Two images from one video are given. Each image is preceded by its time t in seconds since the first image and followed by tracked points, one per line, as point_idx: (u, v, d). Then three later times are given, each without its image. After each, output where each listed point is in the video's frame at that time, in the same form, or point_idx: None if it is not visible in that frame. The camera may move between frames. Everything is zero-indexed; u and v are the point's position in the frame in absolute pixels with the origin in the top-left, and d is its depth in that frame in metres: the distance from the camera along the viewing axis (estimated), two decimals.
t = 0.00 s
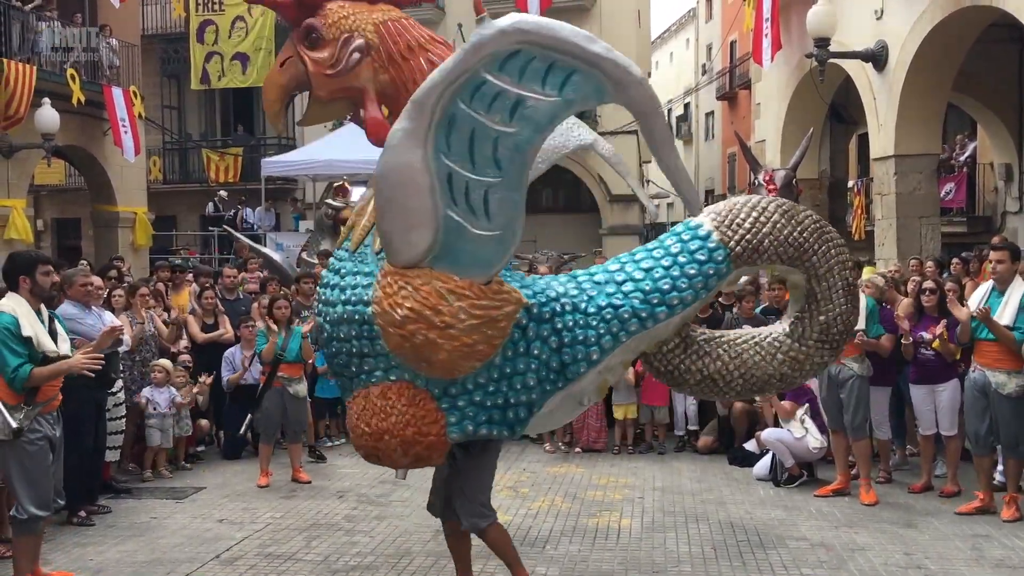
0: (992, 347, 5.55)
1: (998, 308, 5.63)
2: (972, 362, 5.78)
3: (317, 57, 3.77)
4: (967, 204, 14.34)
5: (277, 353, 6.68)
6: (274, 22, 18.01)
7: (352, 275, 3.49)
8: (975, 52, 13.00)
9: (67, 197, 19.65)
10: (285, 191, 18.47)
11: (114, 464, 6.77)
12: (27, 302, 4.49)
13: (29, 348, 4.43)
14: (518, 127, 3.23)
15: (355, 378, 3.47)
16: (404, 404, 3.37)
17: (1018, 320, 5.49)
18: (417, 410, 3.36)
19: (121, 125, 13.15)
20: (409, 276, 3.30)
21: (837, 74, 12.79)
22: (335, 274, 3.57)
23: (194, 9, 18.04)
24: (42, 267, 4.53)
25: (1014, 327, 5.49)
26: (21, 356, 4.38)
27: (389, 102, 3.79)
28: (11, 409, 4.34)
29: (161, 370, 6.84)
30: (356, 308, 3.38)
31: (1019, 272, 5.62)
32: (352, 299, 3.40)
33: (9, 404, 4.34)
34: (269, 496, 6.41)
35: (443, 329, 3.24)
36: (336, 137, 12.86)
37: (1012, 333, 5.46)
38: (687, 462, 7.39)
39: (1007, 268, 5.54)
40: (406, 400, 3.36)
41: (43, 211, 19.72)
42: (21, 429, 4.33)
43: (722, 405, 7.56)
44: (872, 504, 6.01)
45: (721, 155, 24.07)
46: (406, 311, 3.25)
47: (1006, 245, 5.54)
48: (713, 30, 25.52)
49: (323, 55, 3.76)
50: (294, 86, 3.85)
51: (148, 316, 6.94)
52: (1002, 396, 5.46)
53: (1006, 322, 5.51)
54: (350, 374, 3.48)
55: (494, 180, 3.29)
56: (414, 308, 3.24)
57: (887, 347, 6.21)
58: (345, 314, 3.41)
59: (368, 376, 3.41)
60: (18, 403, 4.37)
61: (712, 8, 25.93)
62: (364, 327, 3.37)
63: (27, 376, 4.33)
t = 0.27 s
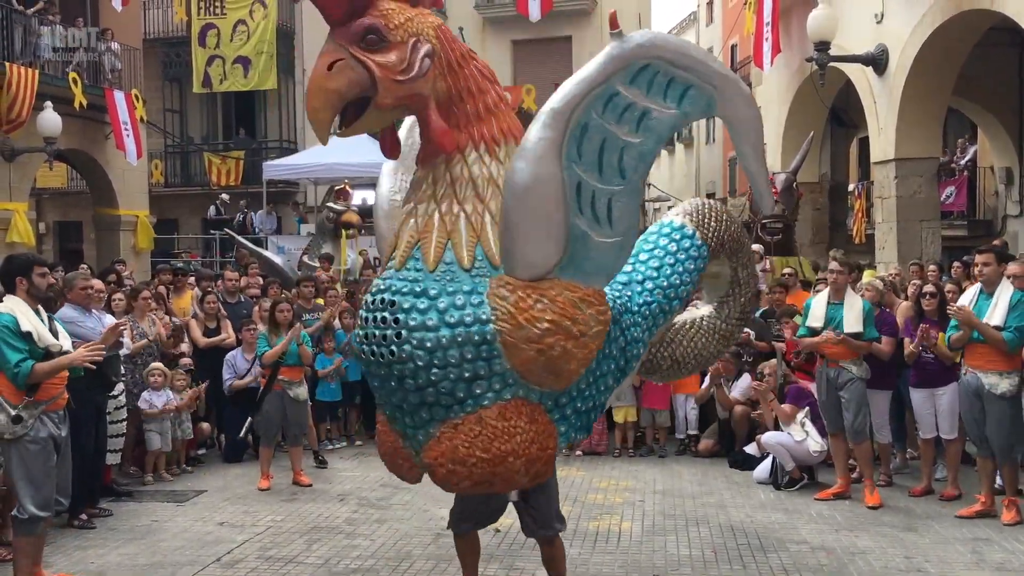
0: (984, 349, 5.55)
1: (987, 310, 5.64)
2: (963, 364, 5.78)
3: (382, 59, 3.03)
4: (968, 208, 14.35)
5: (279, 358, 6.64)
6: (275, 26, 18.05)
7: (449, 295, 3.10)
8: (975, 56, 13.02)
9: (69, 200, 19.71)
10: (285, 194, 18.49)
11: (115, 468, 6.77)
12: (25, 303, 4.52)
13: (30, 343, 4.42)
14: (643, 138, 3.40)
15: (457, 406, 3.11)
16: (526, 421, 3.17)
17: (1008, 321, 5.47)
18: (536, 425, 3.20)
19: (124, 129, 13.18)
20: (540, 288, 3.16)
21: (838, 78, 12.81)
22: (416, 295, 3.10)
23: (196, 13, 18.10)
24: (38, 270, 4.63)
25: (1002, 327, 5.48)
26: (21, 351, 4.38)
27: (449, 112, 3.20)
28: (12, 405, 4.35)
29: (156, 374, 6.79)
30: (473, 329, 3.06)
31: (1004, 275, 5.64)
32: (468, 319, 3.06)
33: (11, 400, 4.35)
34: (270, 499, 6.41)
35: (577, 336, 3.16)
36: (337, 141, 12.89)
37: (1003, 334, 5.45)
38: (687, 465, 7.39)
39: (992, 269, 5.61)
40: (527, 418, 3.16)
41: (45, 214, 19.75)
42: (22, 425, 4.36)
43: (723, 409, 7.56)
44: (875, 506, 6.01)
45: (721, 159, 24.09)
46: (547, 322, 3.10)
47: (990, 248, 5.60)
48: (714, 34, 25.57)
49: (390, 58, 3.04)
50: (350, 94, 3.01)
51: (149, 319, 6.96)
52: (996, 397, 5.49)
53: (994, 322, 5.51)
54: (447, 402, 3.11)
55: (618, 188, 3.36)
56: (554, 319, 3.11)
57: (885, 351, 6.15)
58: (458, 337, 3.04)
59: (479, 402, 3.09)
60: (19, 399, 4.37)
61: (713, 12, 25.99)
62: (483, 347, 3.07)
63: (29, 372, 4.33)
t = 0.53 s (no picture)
0: (979, 353, 5.56)
1: (979, 315, 5.65)
2: (959, 369, 5.78)
3: (500, 44, 3.17)
4: (968, 212, 14.36)
5: (278, 362, 6.65)
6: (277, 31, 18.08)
7: (557, 290, 3.34)
8: (975, 61, 13.03)
9: (70, 205, 19.72)
10: (286, 198, 18.51)
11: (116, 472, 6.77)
12: (22, 308, 4.51)
13: (30, 347, 4.43)
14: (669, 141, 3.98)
15: (557, 399, 3.35)
16: (601, 408, 3.48)
17: (1002, 323, 5.51)
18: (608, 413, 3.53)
19: (125, 133, 13.19)
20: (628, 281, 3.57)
21: (838, 83, 12.82)
22: (525, 289, 3.29)
23: (197, 17, 18.13)
24: (34, 275, 4.56)
25: (996, 331, 5.50)
26: (22, 355, 4.39)
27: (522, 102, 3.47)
28: (12, 410, 4.36)
29: (151, 379, 6.74)
30: (581, 319, 3.36)
31: (995, 280, 5.67)
32: (576, 310, 3.35)
33: (10, 404, 4.35)
34: (271, 504, 6.41)
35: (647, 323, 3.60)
36: (338, 146, 12.89)
37: (997, 337, 5.47)
38: (688, 470, 7.39)
39: (985, 275, 5.60)
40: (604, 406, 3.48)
41: (46, 219, 19.76)
42: (22, 430, 4.36)
43: (723, 414, 7.55)
44: (882, 512, 6.01)
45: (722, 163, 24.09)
46: (637, 313, 3.54)
47: (982, 254, 5.60)
48: (714, 39, 25.61)
49: (507, 44, 3.19)
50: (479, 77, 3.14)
51: (151, 324, 6.95)
52: (993, 401, 5.50)
53: (988, 326, 5.52)
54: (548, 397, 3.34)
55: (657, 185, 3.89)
56: (641, 311, 3.57)
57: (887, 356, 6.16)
58: (571, 328, 3.32)
59: (576, 393, 3.38)
60: (19, 404, 4.38)
61: (714, 17, 26.04)
62: (588, 337, 3.39)
63: (31, 376, 4.34)
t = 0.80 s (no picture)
0: (977, 363, 5.57)
1: (975, 324, 5.66)
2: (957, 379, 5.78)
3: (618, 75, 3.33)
4: (968, 220, 14.38)
5: (278, 370, 6.66)
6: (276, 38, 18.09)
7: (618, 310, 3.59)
8: (974, 69, 13.06)
9: (71, 211, 19.74)
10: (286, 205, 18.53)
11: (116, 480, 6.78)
12: (16, 318, 4.52)
13: (30, 355, 4.45)
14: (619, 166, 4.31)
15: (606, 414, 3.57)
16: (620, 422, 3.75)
17: (997, 332, 5.52)
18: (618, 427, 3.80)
19: (126, 140, 13.22)
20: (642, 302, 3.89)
21: (838, 90, 12.85)
22: (603, 310, 3.49)
23: (198, 25, 18.17)
24: (27, 286, 4.58)
25: (992, 340, 5.51)
26: (25, 362, 4.41)
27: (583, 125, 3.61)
28: (13, 420, 4.43)
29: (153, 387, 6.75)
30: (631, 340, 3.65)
31: (991, 289, 5.68)
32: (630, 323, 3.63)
33: (11, 415, 4.43)
34: (270, 513, 6.42)
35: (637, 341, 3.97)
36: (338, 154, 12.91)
37: (993, 346, 5.47)
38: (687, 479, 7.40)
39: (980, 285, 5.61)
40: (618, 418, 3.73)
41: (47, 225, 19.78)
42: (26, 439, 4.46)
43: (723, 422, 7.56)
44: (880, 521, 6.01)
45: (722, 169, 24.10)
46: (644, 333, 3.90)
47: (977, 263, 5.62)
48: (714, 46, 25.66)
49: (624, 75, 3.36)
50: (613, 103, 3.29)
51: (151, 332, 6.97)
52: (989, 410, 5.51)
53: (984, 335, 5.54)
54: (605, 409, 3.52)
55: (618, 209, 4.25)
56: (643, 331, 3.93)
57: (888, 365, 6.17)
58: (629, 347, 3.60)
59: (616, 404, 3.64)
60: (20, 414, 4.45)
61: (713, 24, 26.11)
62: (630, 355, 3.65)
63: (38, 383, 4.37)
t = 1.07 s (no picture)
0: (973, 372, 5.58)
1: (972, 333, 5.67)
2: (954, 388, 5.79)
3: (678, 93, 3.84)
4: (967, 228, 14.40)
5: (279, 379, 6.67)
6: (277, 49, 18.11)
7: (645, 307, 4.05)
8: (973, 78, 13.10)
9: (71, 219, 19.75)
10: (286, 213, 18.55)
11: (116, 489, 6.78)
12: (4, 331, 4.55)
13: (21, 366, 4.47)
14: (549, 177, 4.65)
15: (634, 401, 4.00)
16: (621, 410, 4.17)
17: (993, 341, 5.52)
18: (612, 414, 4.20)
19: (126, 149, 13.25)
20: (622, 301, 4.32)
21: (836, 100, 12.88)
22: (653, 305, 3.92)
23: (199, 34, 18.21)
24: (10, 296, 4.65)
25: (988, 348, 5.51)
26: (21, 373, 4.45)
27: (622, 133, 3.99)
28: (12, 433, 4.45)
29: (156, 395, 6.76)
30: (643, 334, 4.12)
31: (988, 298, 5.68)
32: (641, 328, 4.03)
33: (10, 429, 4.45)
34: (270, 521, 6.42)
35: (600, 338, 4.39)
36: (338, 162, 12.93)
37: (990, 355, 5.48)
38: (687, 487, 7.40)
39: (977, 294, 5.62)
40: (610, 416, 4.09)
41: (47, 233, 19.79)
42: (25, 451, 4.49)
43: (723, 431, 7.56)
44: (880, 531, 6.01)
45: (721, 177, 24.12)
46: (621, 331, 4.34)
47: (974, 273, 5.63)
48: (713, 55, 25.74)
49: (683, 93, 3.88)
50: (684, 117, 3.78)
51: (152, 340, 6.98)
52: (986, 419, 5.51)
53: (979, 344, 5.54)
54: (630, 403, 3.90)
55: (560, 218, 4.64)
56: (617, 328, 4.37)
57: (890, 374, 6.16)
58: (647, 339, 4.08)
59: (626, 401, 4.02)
60: (18, 426, 4.48)
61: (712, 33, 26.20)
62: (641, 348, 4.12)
63: (38, 390, 4.42)
